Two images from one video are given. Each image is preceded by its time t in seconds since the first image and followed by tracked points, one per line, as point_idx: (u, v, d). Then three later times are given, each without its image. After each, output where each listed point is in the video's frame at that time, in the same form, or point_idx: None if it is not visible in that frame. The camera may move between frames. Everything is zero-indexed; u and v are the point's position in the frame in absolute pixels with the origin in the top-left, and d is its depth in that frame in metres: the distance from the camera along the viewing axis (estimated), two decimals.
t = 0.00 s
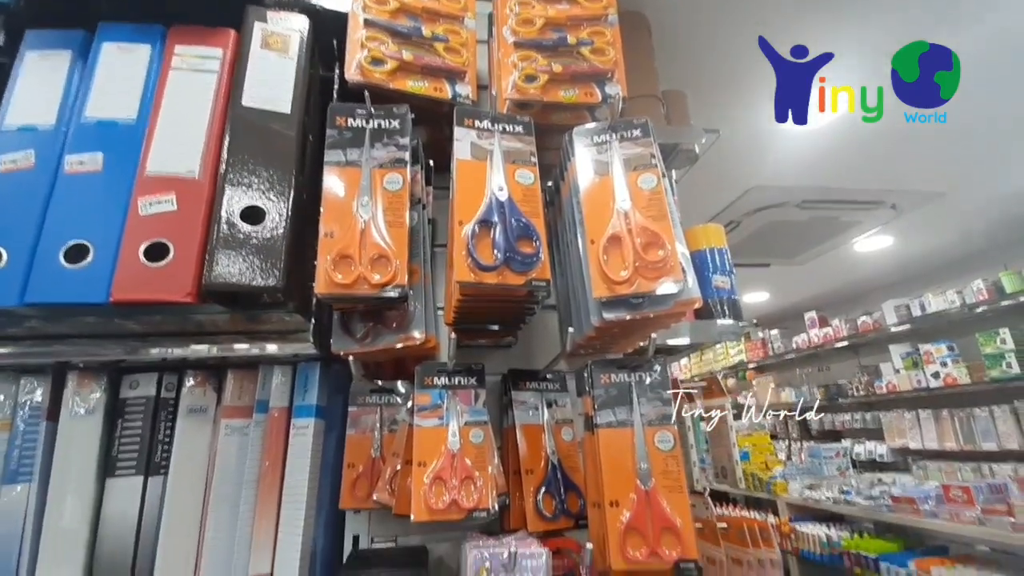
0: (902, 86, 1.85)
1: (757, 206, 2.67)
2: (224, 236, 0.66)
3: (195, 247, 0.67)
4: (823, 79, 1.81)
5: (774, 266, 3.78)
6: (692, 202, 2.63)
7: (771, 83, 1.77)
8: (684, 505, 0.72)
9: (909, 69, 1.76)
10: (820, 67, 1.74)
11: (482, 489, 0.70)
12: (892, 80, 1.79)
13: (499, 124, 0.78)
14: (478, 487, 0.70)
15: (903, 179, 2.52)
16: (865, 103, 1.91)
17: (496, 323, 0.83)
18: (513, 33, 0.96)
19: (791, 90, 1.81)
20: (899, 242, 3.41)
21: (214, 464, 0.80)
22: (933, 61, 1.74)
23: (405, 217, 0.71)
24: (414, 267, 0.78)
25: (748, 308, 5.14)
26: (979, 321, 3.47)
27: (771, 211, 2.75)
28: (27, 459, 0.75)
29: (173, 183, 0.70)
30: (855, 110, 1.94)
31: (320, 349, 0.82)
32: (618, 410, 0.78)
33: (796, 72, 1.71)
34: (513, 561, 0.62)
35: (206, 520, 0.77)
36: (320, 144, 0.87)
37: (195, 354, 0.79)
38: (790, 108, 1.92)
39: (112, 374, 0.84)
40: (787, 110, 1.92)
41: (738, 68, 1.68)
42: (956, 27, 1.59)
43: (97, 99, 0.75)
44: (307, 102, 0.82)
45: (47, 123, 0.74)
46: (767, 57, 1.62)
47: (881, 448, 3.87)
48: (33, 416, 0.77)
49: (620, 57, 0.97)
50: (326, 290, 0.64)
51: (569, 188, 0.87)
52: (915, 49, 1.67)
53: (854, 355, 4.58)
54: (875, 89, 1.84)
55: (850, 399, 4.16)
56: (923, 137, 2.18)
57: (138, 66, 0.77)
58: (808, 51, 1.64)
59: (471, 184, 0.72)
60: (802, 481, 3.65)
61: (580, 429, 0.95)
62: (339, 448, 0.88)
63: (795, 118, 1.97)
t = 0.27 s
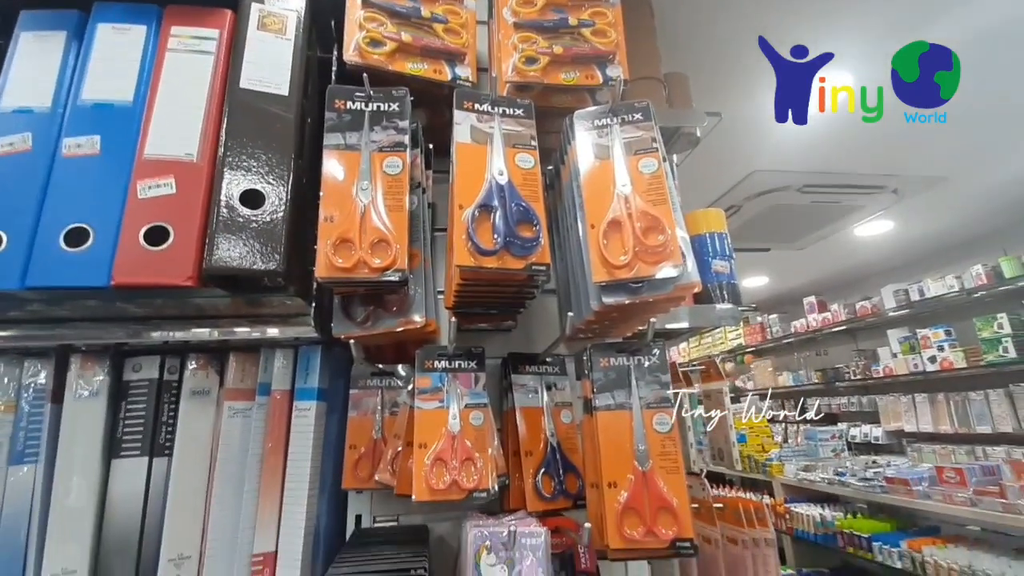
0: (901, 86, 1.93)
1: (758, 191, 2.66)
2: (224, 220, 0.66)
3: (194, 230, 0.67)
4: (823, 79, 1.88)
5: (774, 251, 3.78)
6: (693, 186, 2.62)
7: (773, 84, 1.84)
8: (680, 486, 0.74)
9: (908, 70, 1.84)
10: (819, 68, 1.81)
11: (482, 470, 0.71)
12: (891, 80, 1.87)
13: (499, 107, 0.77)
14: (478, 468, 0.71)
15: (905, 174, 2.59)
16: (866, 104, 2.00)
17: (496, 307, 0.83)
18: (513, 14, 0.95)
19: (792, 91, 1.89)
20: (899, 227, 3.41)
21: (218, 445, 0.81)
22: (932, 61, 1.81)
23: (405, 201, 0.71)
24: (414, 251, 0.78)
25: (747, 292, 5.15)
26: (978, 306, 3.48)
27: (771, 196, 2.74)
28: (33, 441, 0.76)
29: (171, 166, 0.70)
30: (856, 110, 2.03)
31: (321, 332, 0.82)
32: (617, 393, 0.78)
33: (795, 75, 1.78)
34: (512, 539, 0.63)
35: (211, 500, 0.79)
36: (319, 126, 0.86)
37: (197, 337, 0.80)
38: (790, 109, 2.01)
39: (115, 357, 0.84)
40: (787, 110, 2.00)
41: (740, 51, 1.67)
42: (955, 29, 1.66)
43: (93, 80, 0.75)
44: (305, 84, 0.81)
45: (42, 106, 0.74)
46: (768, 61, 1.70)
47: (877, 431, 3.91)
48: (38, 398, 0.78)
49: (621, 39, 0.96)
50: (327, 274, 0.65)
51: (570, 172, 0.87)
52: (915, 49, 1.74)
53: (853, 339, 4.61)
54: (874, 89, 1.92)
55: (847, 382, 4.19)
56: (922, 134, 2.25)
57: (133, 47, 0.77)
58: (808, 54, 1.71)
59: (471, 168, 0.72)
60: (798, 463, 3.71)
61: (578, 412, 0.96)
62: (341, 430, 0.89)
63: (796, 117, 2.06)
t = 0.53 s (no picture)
0: (901, 85, 1.99)
1: (759, 178, 2.66)
2: (223, 205, 0.66)
3: (193, 215, 0.67)
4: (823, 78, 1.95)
5: (774, 239, 3.78)
6: (693, 173, 2.61)
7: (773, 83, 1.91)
8: (678, 469, 0.74)
9: (908, 69, 1.90)
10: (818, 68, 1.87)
11: (482, 453, 0.71)
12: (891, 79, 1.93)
13: (499, 91, 0.77)
14: (478, 452, 0.71)
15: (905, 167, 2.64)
16: (864, 103, 2.07)
17: (496, 293, 0.83)
18: None
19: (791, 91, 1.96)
20: (900, 215, 3.40)
21: (220, 429, 0.82)
22: (932, 61, 1.87)
23: (405, 186, 0.71)
24: (414, 237, 0.78)
25: (747, 279, 5.15)
26: (977, 294, 3.48)
27: (772, 183, 2.73)
28: (35, 425, 0.77)
29: (169, 150, 0.70)
30: (854, 109, 2.10)
31: (321, 318, 0.83)
32: (616, 378, 0.79)
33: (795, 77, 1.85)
34: (512, 522, 0.63)
35: (213, 483, 0.79)
36: (317, 110, 0.86)
37: (198, 322, 0.80)
38: (790, 108, 2.08)
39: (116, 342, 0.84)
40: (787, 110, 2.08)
41: (743, 37, 1.65)
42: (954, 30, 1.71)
43: (89, 64, 0.74)
44: (303, 67, 0.81)
45: (38, 89, 0.73)
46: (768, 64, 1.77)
47: (874, 417, 3.94)
48: (40, 382, 0.78)
49: (623, 22, 0.95)
50: (326, 259, 0.65)
51: (570, 158, 0.87)
52: (915, 49, 1.80)
53: (851, 327, 4.62)
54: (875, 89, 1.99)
55: (845, 370, 4.21)
56: (922, 130, 2.31)
57: (129, 30, 0.76)
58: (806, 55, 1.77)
59: (471, 153, 0.72)
60: (795, 449, 3.76)
61: (578, 397, 0.96)
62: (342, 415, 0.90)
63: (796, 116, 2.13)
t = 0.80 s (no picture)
0: (903, 85, 2.14)
1: (762, 155, 2.63)
2: (220, 177, 0.65)
3: (190, 187, 0.66)
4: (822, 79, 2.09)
5: (776, 217, 3.76)
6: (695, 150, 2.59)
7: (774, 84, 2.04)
8: (678, 443, 0.75)
9: (908, 68, 2.03)
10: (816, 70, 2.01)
11: (484, 427, 0.71)
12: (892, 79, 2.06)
13: (501, 61, 0.75)
14: (479, 425, 0.72)
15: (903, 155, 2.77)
16: (865, 103, 2.22)
17: (497, 268, 0.83)
18: None
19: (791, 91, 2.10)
20: (903, 192, 3.38)
21: (222, 403, 0.82)
22: (931, 60, 2.01)
23: (404, 159, 0.69)
24: (415, 211, 0.77)
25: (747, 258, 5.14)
26: (977, 272, 3.48)
27: (775, 160, 2.70)
28: (38, 397, 0.77)
29: (164, 121, 0.68)
30: (855, 109, 2.26)
31: (321, 292, 0.82)
32: (618, 353, 0.79)
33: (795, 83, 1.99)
34: (513, 494, 0.64)
35: (216, 455, 0.80)
36: (314, 81, 0.84)
37: (197, 297, 0.80)
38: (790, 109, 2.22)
39: (116, 316, 0.84)
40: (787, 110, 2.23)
41: (750, 8, 1.62)
42: (953, 31, 1.83)
43: (80, 32, 0.72)
44: (299, 36, 0.79)
45: (29, 58, 0.72)
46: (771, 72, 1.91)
47: (870, 394, 3.97)
48: (40, 356, 0.79)
49: None
50: (326, 233, 0.64)
51: (573, 131, 0.85)
52: (914, 49, 1.93)
53: (850, 305, 4.63)
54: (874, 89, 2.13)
55: (843, 347, 4.23)
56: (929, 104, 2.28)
57: None
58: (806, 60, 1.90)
59: (472, 125, 0.71)
60: (791, 427, 3.82)
61: (579, 372, 0.96)
62: (344, 389, 0.90)
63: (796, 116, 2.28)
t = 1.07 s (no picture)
0: (904, 82, 2.27)
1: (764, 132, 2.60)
2: (215, 149, 0.64)
3: (184, 159, 0.65)
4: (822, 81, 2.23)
5: (777, 197, 3.73)
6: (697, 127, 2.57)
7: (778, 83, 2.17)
8: (678, 418, 0.75)
9: (908, 68, 2.16)
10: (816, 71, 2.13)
11: (485, 402, 0.71)
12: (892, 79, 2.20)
13: (501, 30, 0.73)
14: (479, 401, 0.71)
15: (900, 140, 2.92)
16: (866, 101, 2.37)
17: (497, 243, 0.82)
18: None
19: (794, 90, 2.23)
20: (906, 172, 3.35)
21: (222, 378, 0.82)
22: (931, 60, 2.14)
23: (403, 131, 0.68)
24: (414, 185, 0.76)
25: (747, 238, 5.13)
26: (978, 253, 3.47)
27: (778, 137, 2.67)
28: (37, 372, 0.77)
29: (156, 92, 0.67)
30: (856, 106, 2.40)
31: (320, 268, 0.82)
32: (619, 329, 0.79)
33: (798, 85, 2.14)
34: (513, 468, 0.64)
35: (217, 430, 0.80)
36: (310, 52, 0.82)
37: (195, 273, 0.79)
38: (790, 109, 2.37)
39: (113, 292, 0.83)
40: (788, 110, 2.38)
41: None
42: (951, 33, 1.95)
43: None
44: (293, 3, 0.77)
45: (17, 27, 0.70)
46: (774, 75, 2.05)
47: (867, 374, 4.00)
48: (38, 331, 0.78)
49: None
50: (323, 206, 0.63)
51: (575, 103, 0.83)
52: (915, 49, 2.05)
53: (850, 286, 4.62)
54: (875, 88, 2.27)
55: (841, 328, 4.24)
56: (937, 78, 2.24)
57: None
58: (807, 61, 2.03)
59: (472, 96, 0.69)
60: (788, 406, 3.86)
61: (579, 349, 0.96)
62: (344, 366, 0.90)
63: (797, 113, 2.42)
